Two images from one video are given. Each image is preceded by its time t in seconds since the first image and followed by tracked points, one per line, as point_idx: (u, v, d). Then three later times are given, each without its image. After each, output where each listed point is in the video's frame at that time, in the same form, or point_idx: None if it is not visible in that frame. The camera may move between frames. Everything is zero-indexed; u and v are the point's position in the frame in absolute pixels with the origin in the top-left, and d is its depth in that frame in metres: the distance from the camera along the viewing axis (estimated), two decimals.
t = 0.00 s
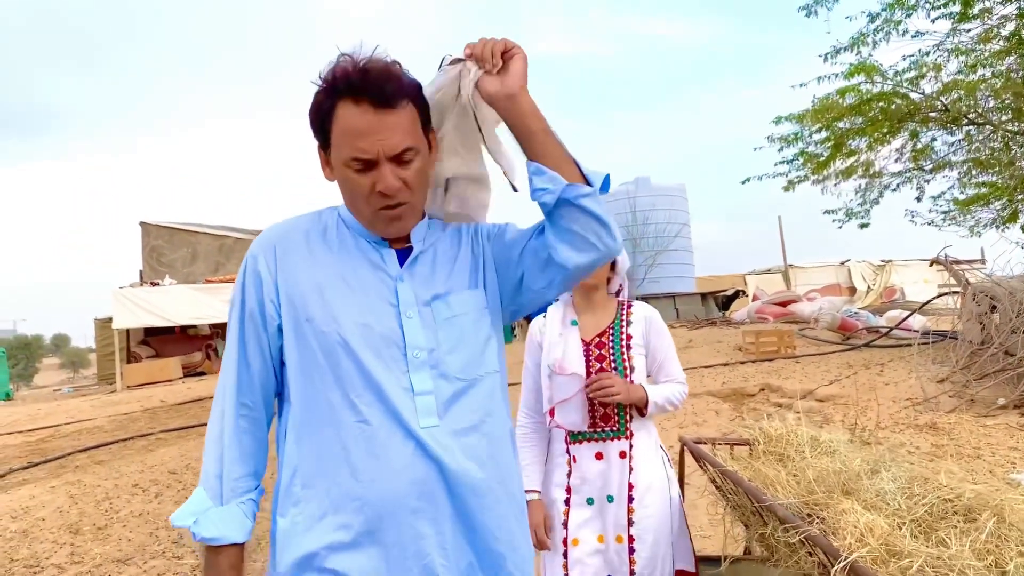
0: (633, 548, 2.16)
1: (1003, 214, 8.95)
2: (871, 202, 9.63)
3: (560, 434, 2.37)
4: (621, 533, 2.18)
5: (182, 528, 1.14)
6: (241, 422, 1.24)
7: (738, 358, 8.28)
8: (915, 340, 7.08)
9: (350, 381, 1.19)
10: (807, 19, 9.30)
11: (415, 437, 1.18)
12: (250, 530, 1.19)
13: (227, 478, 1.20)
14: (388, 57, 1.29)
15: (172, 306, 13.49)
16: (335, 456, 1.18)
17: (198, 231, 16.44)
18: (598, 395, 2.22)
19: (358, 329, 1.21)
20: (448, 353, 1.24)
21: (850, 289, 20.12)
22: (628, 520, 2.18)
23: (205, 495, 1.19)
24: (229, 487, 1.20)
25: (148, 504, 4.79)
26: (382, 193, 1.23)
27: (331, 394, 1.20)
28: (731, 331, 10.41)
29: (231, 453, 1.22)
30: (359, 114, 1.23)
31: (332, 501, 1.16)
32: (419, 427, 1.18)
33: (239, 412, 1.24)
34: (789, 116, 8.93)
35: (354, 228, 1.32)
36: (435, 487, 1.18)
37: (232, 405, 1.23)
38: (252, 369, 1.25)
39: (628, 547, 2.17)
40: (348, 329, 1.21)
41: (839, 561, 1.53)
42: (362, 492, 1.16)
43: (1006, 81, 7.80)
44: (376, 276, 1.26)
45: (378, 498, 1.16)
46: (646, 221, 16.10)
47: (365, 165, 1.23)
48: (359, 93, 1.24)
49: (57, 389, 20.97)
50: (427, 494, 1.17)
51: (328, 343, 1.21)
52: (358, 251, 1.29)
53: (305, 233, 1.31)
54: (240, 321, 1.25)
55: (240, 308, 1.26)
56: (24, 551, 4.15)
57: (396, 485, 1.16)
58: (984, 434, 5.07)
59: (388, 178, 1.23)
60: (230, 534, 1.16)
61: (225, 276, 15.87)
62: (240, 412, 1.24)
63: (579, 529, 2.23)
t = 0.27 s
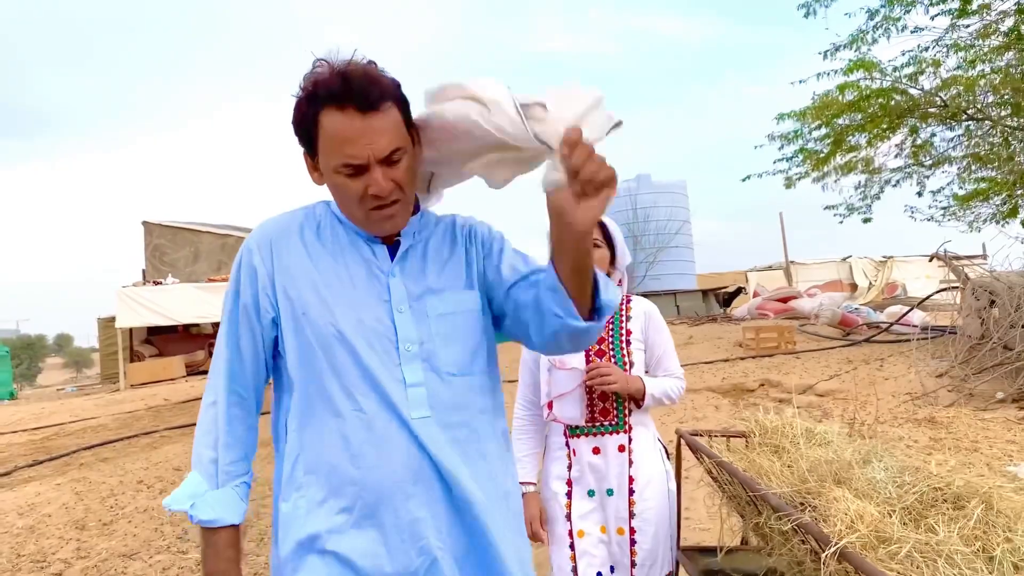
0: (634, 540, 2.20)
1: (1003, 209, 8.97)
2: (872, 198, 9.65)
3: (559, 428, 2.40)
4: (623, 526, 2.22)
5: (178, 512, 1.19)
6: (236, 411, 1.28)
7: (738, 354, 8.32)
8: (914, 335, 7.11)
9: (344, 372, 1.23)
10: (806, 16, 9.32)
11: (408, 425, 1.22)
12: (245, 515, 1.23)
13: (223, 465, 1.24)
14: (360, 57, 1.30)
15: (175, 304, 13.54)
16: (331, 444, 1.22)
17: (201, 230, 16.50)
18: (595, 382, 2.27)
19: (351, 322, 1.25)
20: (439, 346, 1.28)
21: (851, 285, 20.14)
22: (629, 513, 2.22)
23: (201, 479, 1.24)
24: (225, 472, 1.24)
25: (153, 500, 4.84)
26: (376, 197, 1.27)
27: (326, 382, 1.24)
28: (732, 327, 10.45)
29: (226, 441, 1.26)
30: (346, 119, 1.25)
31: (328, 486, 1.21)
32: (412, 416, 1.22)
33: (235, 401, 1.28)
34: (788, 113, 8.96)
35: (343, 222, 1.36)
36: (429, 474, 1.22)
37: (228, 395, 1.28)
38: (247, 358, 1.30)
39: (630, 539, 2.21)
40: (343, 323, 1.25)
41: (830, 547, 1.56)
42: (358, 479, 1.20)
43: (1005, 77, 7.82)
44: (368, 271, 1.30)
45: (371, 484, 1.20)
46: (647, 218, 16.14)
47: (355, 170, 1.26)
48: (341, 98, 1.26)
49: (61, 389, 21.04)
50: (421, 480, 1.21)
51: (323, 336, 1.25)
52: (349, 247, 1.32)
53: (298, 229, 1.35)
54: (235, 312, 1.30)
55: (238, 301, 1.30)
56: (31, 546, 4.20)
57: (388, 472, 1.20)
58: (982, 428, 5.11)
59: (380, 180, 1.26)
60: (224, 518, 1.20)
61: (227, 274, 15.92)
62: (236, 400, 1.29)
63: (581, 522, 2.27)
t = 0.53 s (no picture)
0: (629, 536, 2.27)
1: (1003, 204, 8.96)
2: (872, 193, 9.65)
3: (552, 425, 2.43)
4: (617, 523, 2.28)
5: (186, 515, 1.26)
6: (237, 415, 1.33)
7: (739, 350, 8.34)
8: (914, 330, 7.12)
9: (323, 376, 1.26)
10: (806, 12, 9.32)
11: (384, 428, 1.24)
12: (251, 516, 1.28)
13: (220, 468, 1.29)
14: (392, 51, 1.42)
15: (177, 303, 13.58)
16: (317, 447, 1.25)
17: (202, 229, 16.52)
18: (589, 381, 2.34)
19: (330, 326, 1.27)
20: (417, 346, 1.28)
21: (852, 280, 20.14)
22: (623, 509, 2.28)
23: (206, 485, 1.30)
24: (220, 477, 1.29)
25: (156, 498, 4.87)
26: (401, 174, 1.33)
27: (311, 387, 1.27)
28: (732, 323, 10.47)
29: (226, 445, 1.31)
30: (381, 101, 1.33)
31: (316, 487, 1.25)
32: (388, 419, 1.24)
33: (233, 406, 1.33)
34: (788, 109, 8.96)
35: (341, 233, 1.37)
36: (408, 475, 1.23)
37: (225, 401, 1.32)
38: (241, 363, 1.34)
39: (624, 535, 2.28)
40: (322, 327, 1.27)
41: (822, 541, 1.59)
42: (341, 480, 1.23)
43: (1005, 72, 7.82)
44: (351, 274, 1.32)
45: (352, 487, 1.23)
46: (648, 214, 16.15)
47: (384, 146, 1.31)
48: (373, 84, 1.34)
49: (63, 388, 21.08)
50: (401, 480, 1.23)
51: (304, 342, 1.27)
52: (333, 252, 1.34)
53: (288, 235, 1.37)
54: (230, 323, 1.34)
55: (232, 308, 1.34)
56: (35, 544, 4.24)
57: (365, 475, 1.23)
58: (981, 422, 5.13)
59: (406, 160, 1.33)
60: (228, 520, 1.25)
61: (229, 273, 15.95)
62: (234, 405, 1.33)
63: (576, 519, 2.32)
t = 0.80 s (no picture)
0: (626, 532, 2.30)
1: (1004, 198, 8.96)
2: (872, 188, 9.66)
3: (547, 422, 2.45)
4: (614, 519, 2.32)
5: (188, 511, 1.24)
6: (239, 411, 1.33)
7: (740, 345, 8.36)
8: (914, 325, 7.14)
9: (335, 370, 1.28)
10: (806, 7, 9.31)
11: (399, 422, 1.26)
12: (247, 512, 1.29)
13: (225, 463, 1.29)
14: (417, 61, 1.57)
15: (179, 301, 13.61)
16: (326, 441, 1.26)
17: (204, 227, 16.55)
18: (585, 381, 2.37)
19: (343, 321, 1.29)
20: (427, 344, 1.33)
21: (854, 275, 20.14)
22: (620, 505, 2.32)
23: (209, 480, 1.29)
24: (228, 472, 1.29)
25: (160, 495, 4.90)
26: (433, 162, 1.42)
27: (320, 382, 1.28)
28: (733, 319, 10.48)
29: (230, 441, 1.31)
30: (422, 96, 1.44)
31: (324, 481, 1.25)
32: (402, 413, 1.27)
33: (236, 402, 1.33)
34: (788, 104, 8.96)
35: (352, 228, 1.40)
36: (419, 467, 1.27)
37: (229, 396, 1.33)
38: (246, 360, 1.34)
39: (621, 531, 2.31)
40: (335, 322, 1.29)
41: (817, 534, 1.61)
42: (352, 474, 1.25)
43: (1005, 66, 7.82)
44: (362, 272, 1.35)
45: (365, 480, 1.24)
46: (649, 210, 16.15)
47: (424, 135, 1.41)
48: (410, 82, 1.45)
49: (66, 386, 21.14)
50: (412, 473, 1.26)
51: (315, 336, 1.28)
52: (344, 250, 1.36)
53: (293, 233, 1.39)
54: (236, 319, 1.35)
55: (238, 305, 1.35)
56: (40, 541, 4.26)
57: (380, 467, 1.25)
58: (980, 416, 5.15)
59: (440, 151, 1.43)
60: (227, 515, 1.25)
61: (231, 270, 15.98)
62: (237, 402, 1.33)
63: (572, 517, 2.32)
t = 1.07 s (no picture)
0: (622, 527, 2.32)
1: (1005, 193, 8.96)
2: (873, 184, 9.66)
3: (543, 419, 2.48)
4: (610, 514, 2.34)
5: (197, 507, 1.25)
6: (244, 408, 1.35)
7: (741, 341, 8.37)
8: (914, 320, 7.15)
9: (342, 366, 1.29)
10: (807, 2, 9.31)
11: (404, 418, 1.29)
12: (257, 504, 1.29)
13: (232, 458, 1.31)
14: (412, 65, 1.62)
15: (182, 299, 13.64)
16: (331, 437, 1.28)
17: (206, 225, 16.58)
18: (579, 378, 2.38)
19: (349, 318, 1.31)
20: (430, 341, 1.35)
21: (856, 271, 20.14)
22: (616, 500, 2.34)
23: (216, 476, 1.30)
24: (235, 466, 1.30)
25: (163, 492, 4.93)
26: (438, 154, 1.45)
27: (326, 378, 1.30)
28: (734, 314, 10.49)
29: (235, 436, 1.32)
30: (423, 92, 1.48)
31: (329, 476, 1.27)
32: (407, 409, 1.29)
33: (242, 398, 1.35)
34: (789, 100, 8.96)
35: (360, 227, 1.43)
36: (423, 462, 1.29)
37: (235, 393, 1.34)
38: (252, 357, 1.36)
39: (617, 526, 2.33)
40: (341, 319, 1.31)
41: (813, 528, 1.63)
42: (357, 469, 1.26)
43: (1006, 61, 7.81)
44: (366, 270, 1.37)
45: (370, 475, 1.26)
46: (651, 206, 16.15)
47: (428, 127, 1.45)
48: (410, 79, 1.50)
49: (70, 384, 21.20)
50: (415, 468, 1.28)
51: (321, 333, 1.30)
52: (349, 248, 1.38)
53: (299, 231, 1.40)
54: (242, 316, 1.36)
55: (244, 301, 1.37)
56: (45, 538, 4.29)
57: (385, 462, 1.27)
58: (980, 411, 5.16)
59: (443, 143, 1.47)
60: (235, 509, 1.27)
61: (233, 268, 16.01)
62: (242, 398, 1.35)
63: (568, 513, 2.36)
